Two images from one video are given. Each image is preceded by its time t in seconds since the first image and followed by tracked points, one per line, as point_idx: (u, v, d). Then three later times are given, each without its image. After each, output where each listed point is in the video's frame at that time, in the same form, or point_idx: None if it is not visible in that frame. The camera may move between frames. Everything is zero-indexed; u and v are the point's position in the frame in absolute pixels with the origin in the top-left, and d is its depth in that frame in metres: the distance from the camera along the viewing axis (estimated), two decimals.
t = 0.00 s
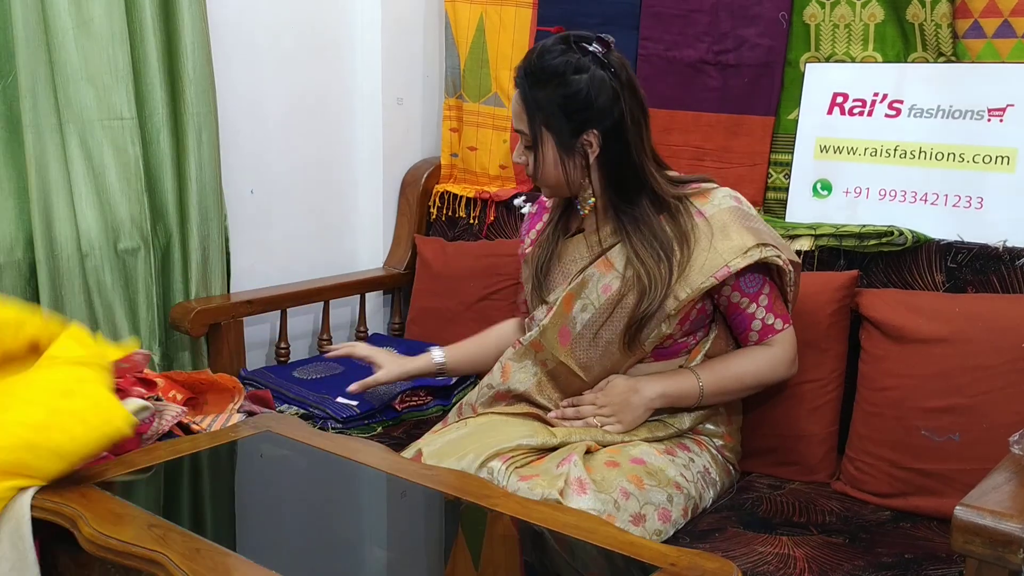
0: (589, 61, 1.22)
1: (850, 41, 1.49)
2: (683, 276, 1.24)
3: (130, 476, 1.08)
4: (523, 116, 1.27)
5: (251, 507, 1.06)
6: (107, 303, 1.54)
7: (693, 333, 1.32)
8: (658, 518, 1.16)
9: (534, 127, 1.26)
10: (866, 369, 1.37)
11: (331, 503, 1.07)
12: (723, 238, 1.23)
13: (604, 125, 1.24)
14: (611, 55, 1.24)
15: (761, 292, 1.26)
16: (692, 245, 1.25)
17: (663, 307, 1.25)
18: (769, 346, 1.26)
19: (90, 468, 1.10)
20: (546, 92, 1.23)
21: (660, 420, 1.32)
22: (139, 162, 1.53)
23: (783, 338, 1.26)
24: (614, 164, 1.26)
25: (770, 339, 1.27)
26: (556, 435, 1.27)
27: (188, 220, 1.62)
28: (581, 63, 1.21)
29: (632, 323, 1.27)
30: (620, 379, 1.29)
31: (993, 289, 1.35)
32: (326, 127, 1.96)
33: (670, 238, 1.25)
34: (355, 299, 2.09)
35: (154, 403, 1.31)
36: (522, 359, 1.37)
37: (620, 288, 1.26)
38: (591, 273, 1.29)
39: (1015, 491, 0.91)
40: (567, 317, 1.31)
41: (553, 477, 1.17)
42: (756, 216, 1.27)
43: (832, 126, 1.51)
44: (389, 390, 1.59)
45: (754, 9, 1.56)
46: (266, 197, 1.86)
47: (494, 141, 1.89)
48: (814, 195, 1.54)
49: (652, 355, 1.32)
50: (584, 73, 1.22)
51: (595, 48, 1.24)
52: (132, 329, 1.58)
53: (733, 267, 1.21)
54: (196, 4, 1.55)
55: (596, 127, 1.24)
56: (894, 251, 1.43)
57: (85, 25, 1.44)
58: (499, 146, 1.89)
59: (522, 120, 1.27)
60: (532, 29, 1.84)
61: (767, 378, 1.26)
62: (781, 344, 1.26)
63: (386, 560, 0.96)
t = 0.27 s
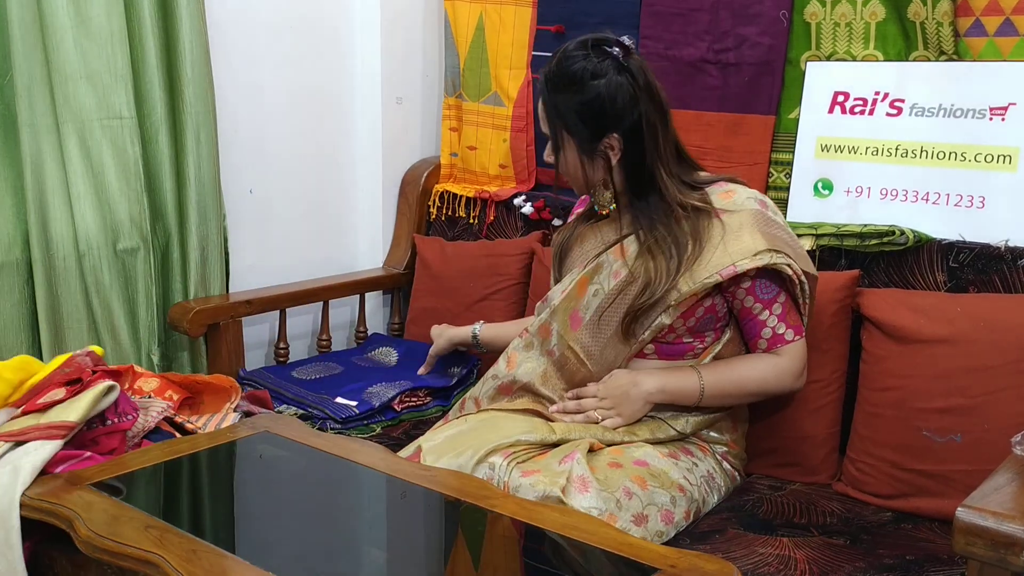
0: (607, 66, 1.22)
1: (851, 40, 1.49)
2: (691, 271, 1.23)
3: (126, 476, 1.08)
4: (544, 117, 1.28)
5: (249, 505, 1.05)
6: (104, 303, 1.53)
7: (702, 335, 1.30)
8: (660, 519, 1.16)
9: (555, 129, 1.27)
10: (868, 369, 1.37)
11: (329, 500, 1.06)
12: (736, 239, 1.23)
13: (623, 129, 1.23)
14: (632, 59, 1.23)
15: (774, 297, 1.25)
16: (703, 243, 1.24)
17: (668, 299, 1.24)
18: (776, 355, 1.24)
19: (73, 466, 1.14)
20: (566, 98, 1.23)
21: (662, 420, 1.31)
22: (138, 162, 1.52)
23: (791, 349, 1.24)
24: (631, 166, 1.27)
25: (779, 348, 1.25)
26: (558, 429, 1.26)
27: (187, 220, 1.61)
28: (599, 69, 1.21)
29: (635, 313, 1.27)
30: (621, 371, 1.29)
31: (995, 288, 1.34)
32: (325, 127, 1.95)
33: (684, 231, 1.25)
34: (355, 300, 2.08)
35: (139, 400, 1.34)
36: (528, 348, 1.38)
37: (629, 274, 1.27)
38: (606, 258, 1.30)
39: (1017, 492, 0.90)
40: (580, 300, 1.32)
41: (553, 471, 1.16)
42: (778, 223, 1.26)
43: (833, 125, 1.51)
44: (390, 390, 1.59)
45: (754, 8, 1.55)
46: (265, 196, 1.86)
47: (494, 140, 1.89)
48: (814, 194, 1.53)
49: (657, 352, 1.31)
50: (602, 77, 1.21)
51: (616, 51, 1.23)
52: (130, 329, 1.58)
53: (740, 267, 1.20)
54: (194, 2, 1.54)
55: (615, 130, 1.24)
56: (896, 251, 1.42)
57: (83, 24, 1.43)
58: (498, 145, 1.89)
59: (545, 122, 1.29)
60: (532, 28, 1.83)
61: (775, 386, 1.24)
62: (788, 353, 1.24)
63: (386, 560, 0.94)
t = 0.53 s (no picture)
0: (645, 68, 1.20)
1: (852, 39, 1.48)
2: (719, 281, 1.22)
3: (122, 478, 1.08)
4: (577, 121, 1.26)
5: (246, 508, 1.05)
6: (100, 303, 1.52)
7: (719, 343, 1.29)
8: (663, 525, 1.15)
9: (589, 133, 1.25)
10: (869, 370, 1.36)
11: (327, 502, 1.05)
12: (765, 253, 1.21)
13: (660, 132, 1.22)
14: (667, 60, 1.22)
15: (792, 311, 1.24)
16: (732, 253, 1.23)
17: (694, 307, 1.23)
18: (791, 368, 1.24)
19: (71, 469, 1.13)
20: (603, 100, 1.21)
21: (670, 424, 1.30)
22: (133, 161, 1.51)
23: (807, 364, 1.24)
24: (663, 171, 1.25)
25: (794, 361, 1.24)
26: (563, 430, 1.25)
27: (184, 220, 1.60)
28: (637, 71, 1.20)
29: (658, 318, 1.26)
30: (635, 374, 1.28)
31: (997, 289, 1.33)
32: (323, 126, 1.94)
33: (713, 240, 1.23)
34: (354, 300, 2.07)
35: (135, 402, 1.33)
36: (540, 344, 1.37)
37: (653, 278, 1.26)
38: (630, 259, 1.28)
39: (1020, 493, 0.87)
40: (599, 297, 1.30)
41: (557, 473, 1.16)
42: (804, 238, 1.25)
43: (834, 124, 1.50)
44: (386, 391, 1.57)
45: (755, 7, 1.54)
46: (263, 196, 1.84)
47: (493, 139, 1.88)
48: (815, 195, 1.52)
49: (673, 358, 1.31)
50: (640, 79, 1.20)
51: (650, 52, 1.22)
52: (127, 330, 1.57)
53: (770, 280, 1.19)
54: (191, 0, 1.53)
55: (652, 133, 1.22)
56: (898, 251, 1.41)
57: (78, 22, 1.42)
58: (497, 145, 1.88)
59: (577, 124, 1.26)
60: (532, 27, 1.82)
61: (791, 402, 1.24)
62: (804, 367, 1.24)
63: (385, 563, 0.94)
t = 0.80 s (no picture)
0: (662, 65, 1.20)
1: (854, 39, 1.47)
2: (681, 255, 1.23)
3: (121, 478, 1.07)
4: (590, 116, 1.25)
5: (246, 508, 1.04)
6: (101, 304, 1.52)
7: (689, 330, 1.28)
8: (665, 526, 1.15)
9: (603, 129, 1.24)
10: (871, 371, 1.36)
11: (327, 502, 1.05)
12: (728, 225, 1.21)
13: (672, 129, 1.23)
14: (682, 58, 1.22)
15: (736, 282, 1.19)
16: (699, 229, 1.24)
17: (658, 285, 1.24)
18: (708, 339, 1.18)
19: (71, 470, 1.13)
20: (620, 95, 1.20)
21: (667, 425, 1.30)
22: (134, 161, 1.51)
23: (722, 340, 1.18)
24: (666, 167, 1.26)
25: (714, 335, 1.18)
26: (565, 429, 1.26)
27: (184, 220, 1.60)
28: (655, 67, 1.20)
29: (631, 299, 1.28)
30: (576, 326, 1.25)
31: (999, 290, 1.33)
32: (324, 126, 1.94)
33: (681, 219, 1.25)
34: (354, 301, 2.07)
35: (136, 403, 1.33)
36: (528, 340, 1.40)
37: (627, 264, 1.29)
38: (606, 249, 1.33)
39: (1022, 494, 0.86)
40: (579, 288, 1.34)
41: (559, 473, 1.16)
42: (779, 220, 1.25)
43: (836, 125, 1.50)
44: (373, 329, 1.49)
45: (756, 7, 1.54)
46: (263, 196, 1.84)
47: (494, 140, 1.88)
48: (817, 195, 1.52)
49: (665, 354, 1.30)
50: (657, 76, 1.20)
51: (667, 49, 1.22)
52: (128, 330, 1.57)
53: (726, 250, 1.18)
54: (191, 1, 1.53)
55: (664, 130, 1.23)
56: (899, 252, 1.41)
57: (79, 23, 1.42)
58: (498, 145, 1.88)
59: (588, 119, 1.26)
60: (533, 27, 1.82)
61: (682, 382, 1.17)
62: (693, 342, 1.17)
63: (385, 562, 0.93)
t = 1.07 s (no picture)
0: (644, 59, 1.21)
1: (857, 38, 1.47)
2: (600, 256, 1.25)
3: (123, 477, 1.07)
4: (572, 113, 1.26)
5: (248, 507, 1.04)
6: (103, 303, 1.52)
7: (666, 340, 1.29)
8: (660, 516, 1.15)
9: (587, 125, 1.25)
10: (874, 370, 1.35)
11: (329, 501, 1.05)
12: (646, 232, 1.22)
13: (654, 124, 1.24)
14: (664, 51, 1.23)
15: (644, 285, 1.23)
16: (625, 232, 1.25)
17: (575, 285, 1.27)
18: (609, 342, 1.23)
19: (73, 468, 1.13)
20: (602, 91, 1.21)
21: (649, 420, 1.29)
22: (136, 160, 1.51)
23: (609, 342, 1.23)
24: (648, 162, 1.27)
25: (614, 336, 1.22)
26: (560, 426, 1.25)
27: (186, 219, 1.60)
28: (638, 62, 1.20)
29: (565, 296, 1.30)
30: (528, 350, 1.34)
31: (1002, 288, 1.32)
32: (326, 126, 1.94)
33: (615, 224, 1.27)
34: (356, 300, 2.07)
35: (138, 402, 1.33)
36: (509, 336, 1.38)
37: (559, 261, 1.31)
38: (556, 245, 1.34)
39: None
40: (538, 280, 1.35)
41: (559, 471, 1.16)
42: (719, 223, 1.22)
43: (839, 124, 1.49)
44: (440, 314, 1.36)
45: (758, 6, 1.54)
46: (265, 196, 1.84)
47: (496, 139, 1.87)
48: (820, 194, 1.52)
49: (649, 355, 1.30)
50: (639, 71, 1.20)
51: (648, 43, 1.22)
52: (129, 329, 1.56)
53: (632, 256, 1.20)
54: None
55: (647, 125, 1.23)
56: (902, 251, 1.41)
57: (81, 21, 1.42)
58: (500, 144, 1.87)
59: (569, 115, 1.26)
60: (535, 26, 1.82)
61: (582, 385, 1.25)
62: (595, 347, 1.23)
63: (388, 564, 0.94)
